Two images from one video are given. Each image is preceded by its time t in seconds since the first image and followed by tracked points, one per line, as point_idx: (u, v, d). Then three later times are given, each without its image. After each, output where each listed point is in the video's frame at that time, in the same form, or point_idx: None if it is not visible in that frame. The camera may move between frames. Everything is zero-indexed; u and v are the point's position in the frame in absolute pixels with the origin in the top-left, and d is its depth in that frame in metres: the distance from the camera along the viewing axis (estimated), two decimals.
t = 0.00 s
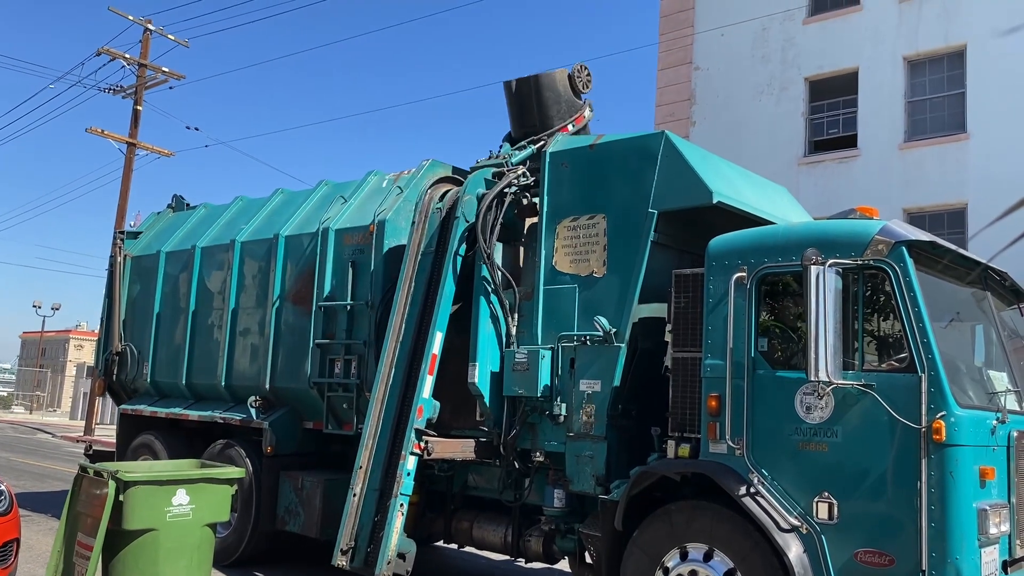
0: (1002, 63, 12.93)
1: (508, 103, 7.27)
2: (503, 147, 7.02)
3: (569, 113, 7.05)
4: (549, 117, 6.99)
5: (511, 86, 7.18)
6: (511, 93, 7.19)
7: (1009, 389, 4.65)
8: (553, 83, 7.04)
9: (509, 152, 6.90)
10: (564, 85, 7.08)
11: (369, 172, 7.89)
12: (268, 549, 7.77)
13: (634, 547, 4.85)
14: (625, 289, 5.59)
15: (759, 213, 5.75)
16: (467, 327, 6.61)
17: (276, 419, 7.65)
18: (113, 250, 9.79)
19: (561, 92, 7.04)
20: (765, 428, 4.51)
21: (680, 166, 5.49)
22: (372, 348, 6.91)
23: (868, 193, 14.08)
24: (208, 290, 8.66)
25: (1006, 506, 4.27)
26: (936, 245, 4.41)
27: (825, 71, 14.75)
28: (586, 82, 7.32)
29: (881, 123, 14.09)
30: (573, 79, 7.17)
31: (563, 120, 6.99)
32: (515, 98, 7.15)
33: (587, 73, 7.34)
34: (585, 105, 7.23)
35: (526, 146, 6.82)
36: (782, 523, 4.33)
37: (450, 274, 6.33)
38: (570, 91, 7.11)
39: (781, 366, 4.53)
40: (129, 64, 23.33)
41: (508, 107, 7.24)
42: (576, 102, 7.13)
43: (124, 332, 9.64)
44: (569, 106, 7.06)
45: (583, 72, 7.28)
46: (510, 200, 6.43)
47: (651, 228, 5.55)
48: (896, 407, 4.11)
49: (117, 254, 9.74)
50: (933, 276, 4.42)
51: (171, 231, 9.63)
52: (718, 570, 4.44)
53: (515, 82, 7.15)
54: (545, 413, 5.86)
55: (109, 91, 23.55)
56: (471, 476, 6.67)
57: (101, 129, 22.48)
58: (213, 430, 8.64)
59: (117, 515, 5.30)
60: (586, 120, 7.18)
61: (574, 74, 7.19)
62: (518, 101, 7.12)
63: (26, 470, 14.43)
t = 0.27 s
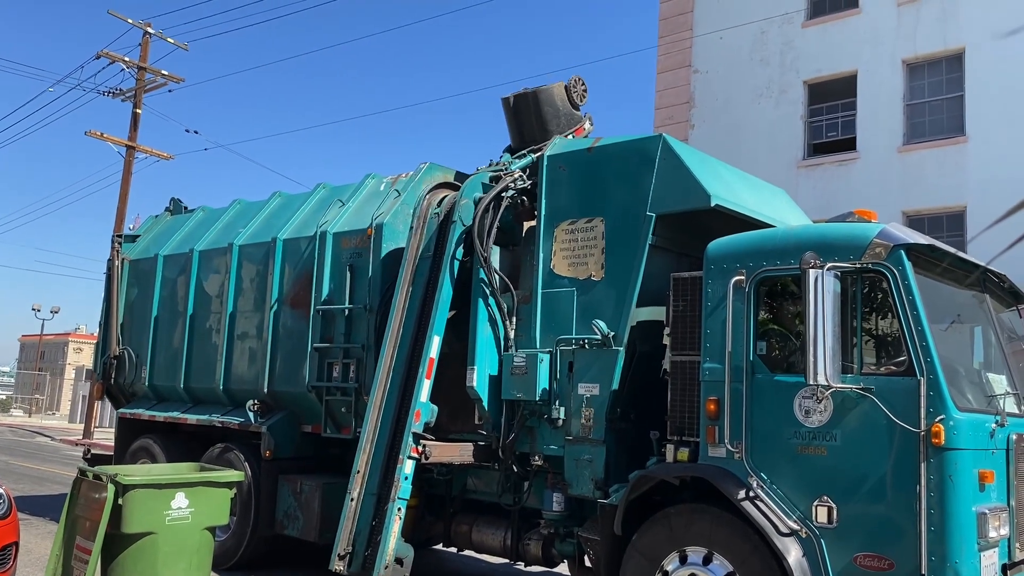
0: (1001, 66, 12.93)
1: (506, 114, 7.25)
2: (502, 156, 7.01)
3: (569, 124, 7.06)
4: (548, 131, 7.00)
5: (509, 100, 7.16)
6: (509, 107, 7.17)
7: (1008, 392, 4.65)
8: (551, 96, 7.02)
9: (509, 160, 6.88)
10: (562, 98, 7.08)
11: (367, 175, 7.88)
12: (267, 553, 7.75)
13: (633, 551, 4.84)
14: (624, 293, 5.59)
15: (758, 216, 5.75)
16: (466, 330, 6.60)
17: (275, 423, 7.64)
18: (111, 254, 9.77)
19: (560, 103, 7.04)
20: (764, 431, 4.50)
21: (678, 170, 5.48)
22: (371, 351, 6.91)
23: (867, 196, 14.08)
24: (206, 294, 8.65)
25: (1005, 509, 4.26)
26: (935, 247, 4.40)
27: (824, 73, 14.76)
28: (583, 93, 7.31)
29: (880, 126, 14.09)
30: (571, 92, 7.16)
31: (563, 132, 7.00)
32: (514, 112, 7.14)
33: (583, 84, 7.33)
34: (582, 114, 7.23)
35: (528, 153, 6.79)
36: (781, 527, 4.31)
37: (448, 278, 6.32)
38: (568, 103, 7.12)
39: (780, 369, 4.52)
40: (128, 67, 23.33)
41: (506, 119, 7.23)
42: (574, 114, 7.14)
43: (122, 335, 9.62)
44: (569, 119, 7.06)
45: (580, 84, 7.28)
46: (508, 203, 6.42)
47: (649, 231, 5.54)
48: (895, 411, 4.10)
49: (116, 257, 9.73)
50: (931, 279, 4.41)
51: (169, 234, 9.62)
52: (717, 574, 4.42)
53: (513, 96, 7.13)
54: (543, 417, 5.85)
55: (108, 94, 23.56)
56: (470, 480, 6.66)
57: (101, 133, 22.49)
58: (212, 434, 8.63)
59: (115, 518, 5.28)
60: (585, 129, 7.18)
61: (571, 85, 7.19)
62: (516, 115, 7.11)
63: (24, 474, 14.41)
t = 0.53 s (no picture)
0: (1000, 69, 12.96)
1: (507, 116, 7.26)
2: (504, 158, 7.01)
3: (571, 127, 7.07)
4: (550, 133, 7.02)
5: (511, 103, 7.16)
6: (511, 109, 7.18)
7: (1008, 394, 4.65)
8: (553, 98, 7.03)
9: (510, 162, 6.90)
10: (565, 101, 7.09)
11: (367, 177, 7.89)
12: (266, 555, 7.75)
13: (633, 553, 4.84)
14: (624, 294, 5.59)
15: (758, 218, 5.75)
16: (466, 332, 6.61)
17: (275, 425, 7.64)
18: (112, 255, 9.78)
19: (562, 106, 7.05)
20: (764, 433, 4.51)
21: (678, 172, 5.49)
22: (371, 353, 6.91)
23: (866, 198, 14.10)
24: (206, 296, 8.65)
25: (1005, 511, 4.27)
26: (935, 249, 4.41)
27: (824, 76, 14.78)
28: (585, 95, 7.31)
29: (879, 128, 14.11)
30: (573, 94, 7.17)
31: (565, 134, 7.02)
32: (516, 114, 7.14)
33: (585, 87, 7.34)
34: (584, 117, 7.24)
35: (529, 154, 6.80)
36: (781, 529, 4.32)
37: (449, 279, 6.33)
38: (571, 105, 7.13)
39: (780, 371, 4.53)
40: (127, 70, 23.36)
41: (508, 121, 7.24)
42: (576, 116, 7.15)
43: (122, 337, 9.63)
44: (571, 121, 7.08)
45: (582, 87, 7.29)
46: (509, 205, 6.43)
47: (650, 233, 5.54)
48: (895, 413, 4.11)
49: (116, 259, 9.74)
50: (931, 280, 4.42)
51: (170, 236, 9.63)
52: None
53: (515, 98, 7.13)
54: (543, 418, 5.85)
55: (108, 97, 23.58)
56: (470, 481, 6.66)
57: (100, 135, 22.52)
58: (212, 436, 8.63)
59: (114, 521, 5.28)
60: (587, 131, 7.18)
61: (573, 87, 7.20)
62: (518, 118, 7.12)
63: (24, 476, 14.43)
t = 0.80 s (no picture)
0: (1000, 70, 12.96)
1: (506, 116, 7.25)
2: (503, 159, 7.01)
3: (571, 127, 7.07)
4: (550, 133, 7.02)
5: (510, 103, 7.16)
6: (509, 109, 7.17)
7: (1008, 395, 4.65)
8: (552, 98, 7.03)
9: (509, 162, 6.90)
10: (564, 100, 7.09)
11: (367, 179, 7.89)
12: (266, 557, 7.74)
13: (633, 554, 4.83)
14: (624, 295, 5.60)
15: (758, 219, 5.75)
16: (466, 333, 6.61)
17: (275, 426, 7.63)
18: (111, 257, 9.78)
19: (561, 105, 7.05)
20: (764, 434, 4.51)
21: (678, 173, 5.49)
22: (371, 354, 6.91)
23: (866, 199, 14.10)
24: (206, 297, 8.65)
25: (1005, 512, 4.27)
26: (935, 251, 4.42)
27: (824, 77, 14.79)
28: (583, 95, 7.31)
29: (879, 129, 14.11)
30: (572, 94, 7.17)
31: (564, 134, 7.02)
32: (515, 115, 7.14)
33: (584, 87, 7.35)
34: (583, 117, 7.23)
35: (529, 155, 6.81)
36: (781, 530, 4.31)
37: (449, 281, 6.33)
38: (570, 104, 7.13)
39: (780, 372, 4.53)
40: (127, 71, 23.37)
41: (507, 121, 7.24)
42: (576, 116, 7.15)
43: (122, 338, 9.63)
44: (571, 121, 7.08)
45: (582, 87, 7.30)
46: (509, 206, 6.44)
47: (650, 234, 5.54)
48: (895, 413, 4.11)
49: (116, 260, 9.74)
50: (931, 281, 4.42)
51: (169, 237, 9.63)
52: None
53: (515, 99, 7.13)
54: (543, 420, 5.85)
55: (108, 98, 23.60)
56: (470, 482, 6.66)
57: (100, 136, 22.53)
58: (212, 437, 8.62)
59: (114, 523, 5.27)
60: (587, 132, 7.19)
61: (572, 88, 7.20)
62: (518, 118, 7.12)
63: (24, 478, 14.43)
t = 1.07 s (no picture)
0: (1001, 70, 12.95)
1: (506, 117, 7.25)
2: (503, 160, 7.00)
3: (571, 128, 7.07)
4: (549, 134, 7.01)
5: (510, 103, 7.16)
6: (509, 109, 7.17)
7: (1008, 396, 4.64)
8: (552, 99, 7.03)
9: (509, 162, 6.91)
10: (564, 100, 7.08)
11: (366, 179, 7.88)
12: (266, 558, 7.73)
13: (633, 556, 4.83)
14: (623, 296, 5.59)
15: (757, 220, 5.74)
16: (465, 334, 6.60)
17: (274, 427, 7.63)
18: (111, 258, 9.78)
19: (561, 106, 7.05)
20: (763, 436, 4.50)
21: (678, 173, 5.48)
22: (371, 354, 6.90)
23: (866, 200, 14.09)
24: (205, 298, 8.64)
25: (1006, 513, 4.26)
26: (935, 252, 4.41)
27: (824, 77, 14.78)
28: (584, 97, 7.31)
29: (879, 130, 14.10)
30: (571, 95, 7.16)
31: (563, 135, 7.02)
32: (515, 115, 7.14)
33: (584, 88, 7.34)
34: (583, 118, 7.23)
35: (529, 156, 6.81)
36: (781, 531, 4.31)
37: (448, 281, 6.32)
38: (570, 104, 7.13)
39: (780, 373, 4.52)
40: (127, 72, 23.37)
41: (507, 122, 7.23)
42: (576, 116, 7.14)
43: (122, 339, 9.62)
44: (571, 122, 7.08)
45: (581, 88, 7.29)
46: (508, 207, 6.43)
47: (650, 234, 5.54)
48: (895, 415, 4.10)
49: (115, 261, 9.73)
50: (931, 282, 4.41)
51: (169, 238, 9.63)
52: None
53: (514, 99, 7.13)
54: (543, 421, 5.84)
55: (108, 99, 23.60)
56: (469, 483, 6.65)
57: (100, 137, 22.53)
58: (211, 438, 8.62)
59: (114, 523, 5.27)
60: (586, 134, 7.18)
61: (572, 89, 7.20)
62: (517, 118, 7.11)
63: (23, 479, 14.42)
